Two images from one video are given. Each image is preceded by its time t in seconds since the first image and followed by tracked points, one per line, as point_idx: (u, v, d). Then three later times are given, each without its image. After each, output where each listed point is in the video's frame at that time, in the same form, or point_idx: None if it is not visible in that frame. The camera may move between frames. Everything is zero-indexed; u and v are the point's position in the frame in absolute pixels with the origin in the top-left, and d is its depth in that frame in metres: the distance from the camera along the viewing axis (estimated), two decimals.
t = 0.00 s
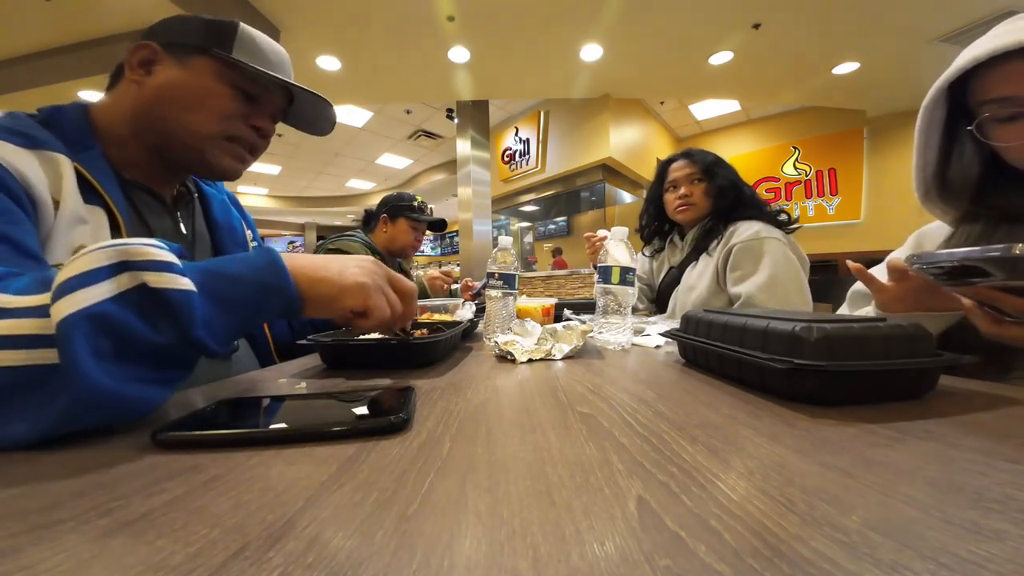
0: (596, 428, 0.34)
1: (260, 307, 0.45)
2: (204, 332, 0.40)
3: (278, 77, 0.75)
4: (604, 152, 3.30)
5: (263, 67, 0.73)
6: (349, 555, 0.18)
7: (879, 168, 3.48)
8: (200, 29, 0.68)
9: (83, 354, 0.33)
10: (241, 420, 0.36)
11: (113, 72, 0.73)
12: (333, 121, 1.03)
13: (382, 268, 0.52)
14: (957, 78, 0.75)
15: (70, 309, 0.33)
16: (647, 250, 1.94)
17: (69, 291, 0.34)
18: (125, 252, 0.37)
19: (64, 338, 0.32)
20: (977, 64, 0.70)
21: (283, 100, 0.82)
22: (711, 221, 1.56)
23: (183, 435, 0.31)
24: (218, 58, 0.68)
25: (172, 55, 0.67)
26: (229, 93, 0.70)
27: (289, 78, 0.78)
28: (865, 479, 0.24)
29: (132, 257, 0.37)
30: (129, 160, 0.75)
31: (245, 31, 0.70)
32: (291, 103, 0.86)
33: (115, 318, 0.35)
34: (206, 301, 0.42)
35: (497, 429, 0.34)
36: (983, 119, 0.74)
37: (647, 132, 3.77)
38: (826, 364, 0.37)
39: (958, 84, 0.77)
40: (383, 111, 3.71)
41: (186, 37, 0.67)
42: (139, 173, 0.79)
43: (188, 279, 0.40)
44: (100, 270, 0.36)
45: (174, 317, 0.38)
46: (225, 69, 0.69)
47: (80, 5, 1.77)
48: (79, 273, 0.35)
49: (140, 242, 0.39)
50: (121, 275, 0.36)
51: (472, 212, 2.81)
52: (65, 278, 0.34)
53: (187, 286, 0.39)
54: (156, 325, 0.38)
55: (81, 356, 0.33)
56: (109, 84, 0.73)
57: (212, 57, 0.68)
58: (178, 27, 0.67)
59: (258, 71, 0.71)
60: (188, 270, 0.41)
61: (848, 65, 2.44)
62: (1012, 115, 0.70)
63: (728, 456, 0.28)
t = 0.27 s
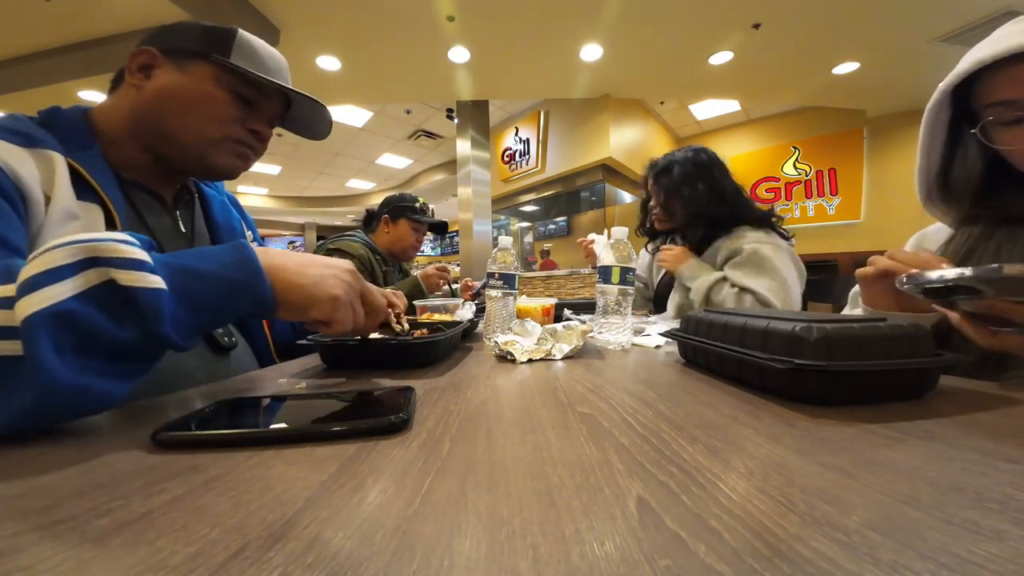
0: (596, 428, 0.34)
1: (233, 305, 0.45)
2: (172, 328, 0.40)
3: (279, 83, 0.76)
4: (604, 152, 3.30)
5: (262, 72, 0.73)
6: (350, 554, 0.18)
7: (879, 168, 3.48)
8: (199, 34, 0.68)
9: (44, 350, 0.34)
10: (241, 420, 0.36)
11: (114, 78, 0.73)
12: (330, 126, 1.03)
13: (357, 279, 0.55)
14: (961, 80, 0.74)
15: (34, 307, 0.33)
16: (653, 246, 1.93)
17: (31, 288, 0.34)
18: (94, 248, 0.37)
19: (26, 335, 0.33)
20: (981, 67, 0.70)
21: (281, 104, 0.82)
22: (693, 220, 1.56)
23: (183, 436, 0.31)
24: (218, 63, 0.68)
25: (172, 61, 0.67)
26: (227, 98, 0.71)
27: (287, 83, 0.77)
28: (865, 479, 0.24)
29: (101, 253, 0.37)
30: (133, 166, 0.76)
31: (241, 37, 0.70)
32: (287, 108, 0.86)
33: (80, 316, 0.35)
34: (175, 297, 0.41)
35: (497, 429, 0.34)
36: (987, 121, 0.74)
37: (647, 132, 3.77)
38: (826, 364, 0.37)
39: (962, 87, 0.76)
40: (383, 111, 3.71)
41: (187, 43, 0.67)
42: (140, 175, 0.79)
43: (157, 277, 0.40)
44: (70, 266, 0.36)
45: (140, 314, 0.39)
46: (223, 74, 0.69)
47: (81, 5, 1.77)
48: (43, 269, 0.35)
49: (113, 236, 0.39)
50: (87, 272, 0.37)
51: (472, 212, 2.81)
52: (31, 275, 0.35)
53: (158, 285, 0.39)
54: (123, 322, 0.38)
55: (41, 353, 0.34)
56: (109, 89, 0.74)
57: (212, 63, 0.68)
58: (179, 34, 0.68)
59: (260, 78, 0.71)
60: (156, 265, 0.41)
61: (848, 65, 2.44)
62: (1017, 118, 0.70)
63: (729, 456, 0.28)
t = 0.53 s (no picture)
0: (596, 428, 0.34)
1: (272, 308, 0.47)
2: (224, 329, 0.42)
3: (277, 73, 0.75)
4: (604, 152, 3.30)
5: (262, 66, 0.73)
6: (350, 554, 0.18)
7: (879, 168, 3.48)
8: (197, 29, 0.67)
9: (114, 339, 0.34)
10: (242, 420, 0.36)
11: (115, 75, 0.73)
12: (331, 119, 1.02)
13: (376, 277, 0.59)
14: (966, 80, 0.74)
15: (113, 296, 0.34)
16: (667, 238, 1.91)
17: (108, 278, 0.35)
18: (163, 244, 0.38)
19: (100, 323, 0.33)
20: (986, 67, 0.69)
21: (282, 97, 0.81)
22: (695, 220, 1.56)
23: (184, 436, 0.31)
24: (217, 57, 0.68)
25: (171, 56, 0.67)
26: (229, 92, 0.70)
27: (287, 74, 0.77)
28: (864, 479, 0.24)
29: (169, 250, 0.39)
30: (138, 163, 0.77)
31: (240, 31, 0.69)
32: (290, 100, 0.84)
33: (150, 307, 0.36)
34: (228, 299, 0.43)
35: (497, 429, 0.34)
36: (990, 121, 0.74)
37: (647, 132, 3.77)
38: (827, 365, 0.37)
39: (966, 86, 0.76)
40: (383, 112, 3.71)
41: (184, 37, 0.67)
42: (144, 172, 0.80)
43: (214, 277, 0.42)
44: (141, 259, 0.37)
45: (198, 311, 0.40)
46: (224, 68, 0.69)
47: (82, 5, 1.78)
48: (119, 261, 0.36)
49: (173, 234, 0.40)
50: (157, 266, 0.38)
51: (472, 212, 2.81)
52: (105, 265, 0.35)
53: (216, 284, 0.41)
54: (180, 318, 0.39)
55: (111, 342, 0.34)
56: (110, 87, 0.74)
57: (210, 58, 0.68)
58: (177, 29, 0.67)
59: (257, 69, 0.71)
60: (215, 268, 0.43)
61: (848, 65, 2.44)
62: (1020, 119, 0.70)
63: (729, 456, 0.28)
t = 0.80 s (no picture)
0: (596, 428, 0.34)
1: (278, 315, 0.48)
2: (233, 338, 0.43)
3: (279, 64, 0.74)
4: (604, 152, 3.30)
5: (265, 58, 0.72)
6: (350, 555, 0.18)
7: (879, 168, 3.48)
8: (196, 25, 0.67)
9: (126, 356, 0.34)
10: (242, 420, 0.36)
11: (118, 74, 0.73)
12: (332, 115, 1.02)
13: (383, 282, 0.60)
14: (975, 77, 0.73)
15: (122, 313, 0.34)
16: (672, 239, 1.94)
17: (117, 295, 0.35)
18: (168, 257, 0.38)
19: (114, 340, 0.34)
20: (996, 65, 0.69)
21: (285, 89, 0.81)
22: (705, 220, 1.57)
23: (185, 436, 0.31)
24: (218, 50, 0.67)
25: (172, 51, 0.67)
26: (232, 85, 0.70)
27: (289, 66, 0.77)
28: (865, 478, 0.24)
29: (174, 263, 0.38)
30: (143, 163, 0.77)
31: (240, 24, 0.69)
32: (293, 93, 0.85)
33: (160, 323, 0.36)
34: (235, 308, 0.43)
35: (496, 429, 0.34)
36: (996, 121, 0.74)
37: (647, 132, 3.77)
38: (827, 364, 0.37)
39: (974, 84, 0.75)
40: (383, 112, 3.71)
41: (185, 32, 0.67)
42: (151, 173, 0.80)
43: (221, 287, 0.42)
44: (146, 273, 0.37)
45: (206, 322, 0.40)
46: (227, 60, 0.68)
47: (82, 5, 1.78)
48: (125, 276, 0.35)
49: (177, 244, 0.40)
50: (162, 279, 0.38)
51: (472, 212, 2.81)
52: (111, 281, 0.35)
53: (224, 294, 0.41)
54: (188, 330, 0.39)
55: (124, 358, 0.34)
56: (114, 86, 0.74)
57: (211, 50, 0.67)
58: (178, 24, 0.67)
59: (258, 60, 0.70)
60: (220, 276, 0.43)
61: (848, 65, 2.44)
62: None
63: (729, 456, 0.28)
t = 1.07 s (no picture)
0: (596, 428, 0.34)
1: (281, 291, 0.46)
2: (235, 319, 0.42)
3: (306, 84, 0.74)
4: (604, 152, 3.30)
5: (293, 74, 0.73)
6: (350, 555, 0.18)
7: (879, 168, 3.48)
8: (233, 33, 0.67)
9: (124, 347, 0.34)
10: (243, 419, 0.36)
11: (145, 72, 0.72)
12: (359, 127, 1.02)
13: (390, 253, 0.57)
14: (971, 80, 0.74)
15: (110, 305, 0.33)
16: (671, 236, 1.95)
17: (104, 286, 0.34)
18: (151, 241, 0.37)
19: (104, 335, 0.33)
20: (992, 67, 0.69)
21: (309, 105, 0.81)
22: (701, 219, 1.56)
23: (186, 435, 0.31)
24: (249, 63, 0.67)
25: (202, 59, 0.67)
26: (257, 99, 0.70)
27: (316, 85, 0.77)
28: (864, 478, 0.24)
29: (158, 247, 0.37)
30: (162, 165, 0.76)
31: (274, 34, 0.70)
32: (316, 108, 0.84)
33: (152, 311, 0.36)
34: (233, 288, 0.42)
35: (497, 429, 0.34)
36: (993, 123, 0.74)
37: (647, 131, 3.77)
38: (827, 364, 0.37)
39: (971, 86, 0.76)
40: (382, 112, 3.72)
41: (220, 41, 0.66)
42: (169, 176, 0.79)
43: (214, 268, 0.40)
44: (130, 261, 0.36)
45: (204, 305, 0.39)
46: (256, 74, 0.68)
47: (82, 5, 1.78)
48: (109, 266, 0.34)
49: (159, 227, 0.38)
50: (148, 266, 0.37)
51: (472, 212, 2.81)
52: (94, 273, 0.34)
53: (218, 276, 0.40)
54: (188, 315, 0.39)
55: (121, 349, 0.34)
56: (140, 84, 0.73)
57: (242, 63, 0.67)
58: (209, 31, 0.67)
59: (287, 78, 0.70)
60: (212, 257, 0.42)
61: (848, 65, 2.44)
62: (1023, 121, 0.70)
63: (729, 456, 0.28)
